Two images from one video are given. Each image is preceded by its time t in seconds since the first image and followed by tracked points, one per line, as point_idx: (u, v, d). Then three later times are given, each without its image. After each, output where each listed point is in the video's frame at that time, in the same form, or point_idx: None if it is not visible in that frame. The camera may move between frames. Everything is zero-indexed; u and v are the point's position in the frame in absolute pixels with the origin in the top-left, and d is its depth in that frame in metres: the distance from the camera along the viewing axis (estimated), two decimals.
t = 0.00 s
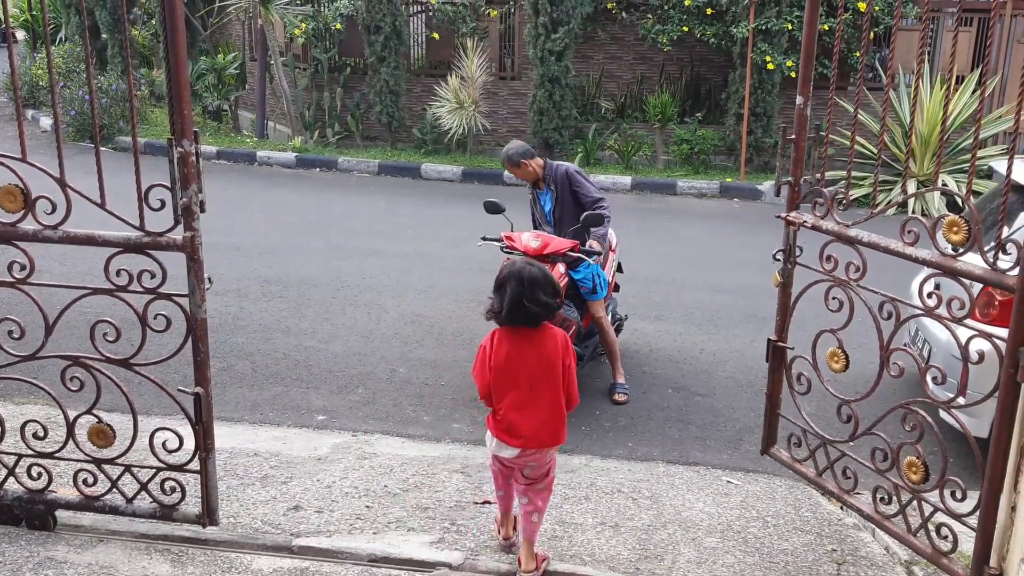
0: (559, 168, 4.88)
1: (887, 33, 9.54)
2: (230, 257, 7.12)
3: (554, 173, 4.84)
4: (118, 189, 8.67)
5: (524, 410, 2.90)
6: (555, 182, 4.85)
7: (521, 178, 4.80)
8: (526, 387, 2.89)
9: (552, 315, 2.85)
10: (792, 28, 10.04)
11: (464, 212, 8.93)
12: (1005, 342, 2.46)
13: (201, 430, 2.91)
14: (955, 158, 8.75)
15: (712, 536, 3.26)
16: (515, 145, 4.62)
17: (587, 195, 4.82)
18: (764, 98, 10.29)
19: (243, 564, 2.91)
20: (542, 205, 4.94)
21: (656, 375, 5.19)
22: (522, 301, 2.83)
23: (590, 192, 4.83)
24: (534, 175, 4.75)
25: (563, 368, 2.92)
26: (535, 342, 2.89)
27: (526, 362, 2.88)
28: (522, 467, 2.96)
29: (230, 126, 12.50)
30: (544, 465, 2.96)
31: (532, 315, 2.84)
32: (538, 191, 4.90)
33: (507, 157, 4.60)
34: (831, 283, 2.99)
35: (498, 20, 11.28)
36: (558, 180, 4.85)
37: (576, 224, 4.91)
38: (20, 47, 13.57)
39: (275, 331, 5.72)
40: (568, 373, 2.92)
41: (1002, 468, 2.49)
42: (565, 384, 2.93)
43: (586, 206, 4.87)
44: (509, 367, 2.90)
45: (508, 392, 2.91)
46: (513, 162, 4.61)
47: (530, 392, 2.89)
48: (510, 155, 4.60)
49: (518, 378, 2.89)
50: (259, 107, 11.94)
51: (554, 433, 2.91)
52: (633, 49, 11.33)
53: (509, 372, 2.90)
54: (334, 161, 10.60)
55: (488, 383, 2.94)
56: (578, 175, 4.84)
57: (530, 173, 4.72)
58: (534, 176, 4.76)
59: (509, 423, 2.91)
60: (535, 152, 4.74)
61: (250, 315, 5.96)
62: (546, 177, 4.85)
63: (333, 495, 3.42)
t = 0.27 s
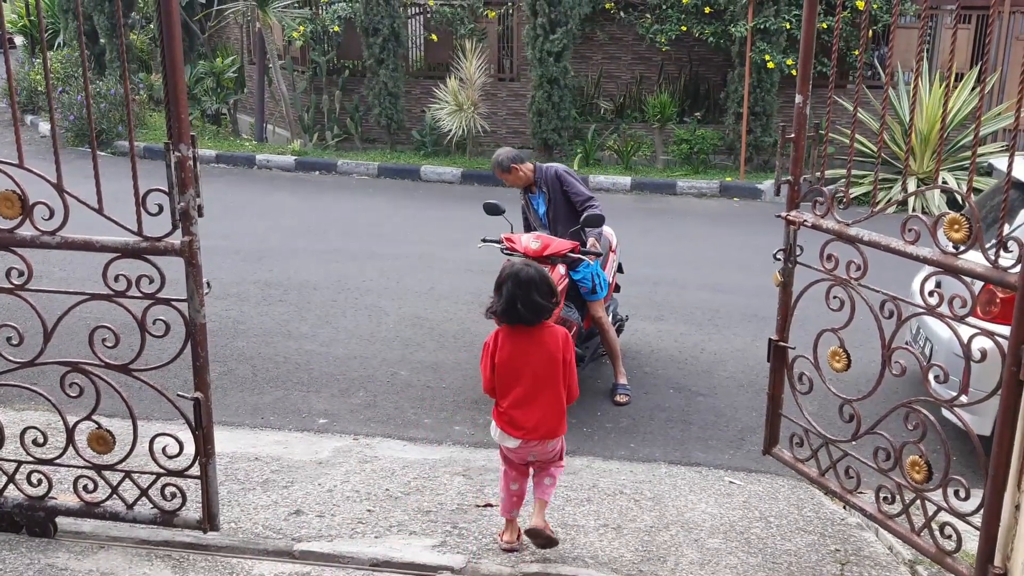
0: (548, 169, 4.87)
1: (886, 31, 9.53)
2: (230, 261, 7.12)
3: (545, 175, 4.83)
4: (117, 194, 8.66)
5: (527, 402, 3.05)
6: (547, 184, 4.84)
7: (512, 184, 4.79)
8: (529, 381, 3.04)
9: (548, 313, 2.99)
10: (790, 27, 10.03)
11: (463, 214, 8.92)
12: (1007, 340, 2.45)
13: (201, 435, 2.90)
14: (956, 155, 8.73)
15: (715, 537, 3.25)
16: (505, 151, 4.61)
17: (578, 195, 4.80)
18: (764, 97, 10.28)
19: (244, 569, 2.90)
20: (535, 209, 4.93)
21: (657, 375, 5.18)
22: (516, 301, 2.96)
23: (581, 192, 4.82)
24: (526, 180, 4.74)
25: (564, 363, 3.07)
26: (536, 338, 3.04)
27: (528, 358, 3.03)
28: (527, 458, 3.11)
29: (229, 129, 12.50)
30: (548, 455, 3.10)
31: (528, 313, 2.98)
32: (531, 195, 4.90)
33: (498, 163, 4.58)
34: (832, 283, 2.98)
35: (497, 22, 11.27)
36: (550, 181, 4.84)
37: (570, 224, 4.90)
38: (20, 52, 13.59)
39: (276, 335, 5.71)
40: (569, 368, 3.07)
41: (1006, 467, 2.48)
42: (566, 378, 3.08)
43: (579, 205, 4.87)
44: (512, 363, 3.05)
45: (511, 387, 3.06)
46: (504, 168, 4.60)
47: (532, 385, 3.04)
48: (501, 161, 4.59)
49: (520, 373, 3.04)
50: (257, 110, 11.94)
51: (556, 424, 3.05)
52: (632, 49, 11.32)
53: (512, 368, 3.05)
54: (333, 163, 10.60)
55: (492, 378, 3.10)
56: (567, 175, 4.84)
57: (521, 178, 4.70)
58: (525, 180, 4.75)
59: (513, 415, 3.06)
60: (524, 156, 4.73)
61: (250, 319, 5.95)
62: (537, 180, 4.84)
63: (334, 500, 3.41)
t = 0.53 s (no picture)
0: (543, 169, 4.86)
1: (887, 29, 9.52)
2: (231, 261, 7.11)
3: (539, 175, 4.83)
4: (117, 194, 8.65)
5: (541, 394, 3.07)
6: (541, 184, 4.83)
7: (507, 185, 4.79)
8: (545, 373, 3.06)
9: (575, 307, 3.02)
10: (790, 24, 10.02)
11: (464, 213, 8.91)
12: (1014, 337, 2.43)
13: (204, 436, 2.89)
14: (958, 153, 8.72)
15: (720, 536, 3.24)
16: (498, 152, 4.60)
17: (573, 192, 4.78)
18: (764, 95, 10.26)
19: (247, 571, 2.90)
20: (532, 209, 4.93)
21: (659, 374, 5.17)
22: (546, 292, 3.00)
23: (576, 190, 4.80)
24: (521, 180, 4.73)
25: (582, 359, 3.08)
26: (557, 332, 3.06)
27: (546, 350, 3.05)
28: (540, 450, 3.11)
29: (229, 130, 12.49)
30: (561, 449, 3.10)
31: (554, 306, 3.01)
32: (526, 195, 4.89)
33: (492, 164, 4.58)
34: (835, 280, 2.97)
35: (496, 20, 11.26)
36: (544, 181, 4.82)
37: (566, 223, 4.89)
38: (19, 53, 13.58)
39: (277, 335, 5.70)
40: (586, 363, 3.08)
41: (1013, 465, 2.47)
42: (582, 374, 3.09)
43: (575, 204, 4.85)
44: (529, 353, 3.07)
45: (528, 375, 3.09)
46: (498, 169, 4.59)
47: (548, 378, 3.06)
48: (495, 162, 4.59)
49: (537, 364, 3.06)
50: (257, 111, 11.93)
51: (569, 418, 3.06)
52: (632, 48, 11.30)
53: (529, 358, 3.08)
54: (333, 163, 10.59)
55: (511, 366, 3.14)
56: (562, 174, 4.82)
57: (516, 178, 4.70)
58: (521, 181, 4.74)
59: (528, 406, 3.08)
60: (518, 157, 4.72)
61: (251, 320, 5.94)
62: (531, 180, 4.84)
63: (337, 500, 3.40)
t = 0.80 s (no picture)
0: (541, 170, 4.85)
1: (887, 27, 9.51)
2: (231, 262, 7.10)
3: (537, 176, 4.82)
4: (117, 195, 8.65)
5: (566, 389, 3.17)
6: (539, 185, 4.82)
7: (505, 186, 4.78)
8: (568, 368, 3.17)
9: (599, 306, 3.11)
10: (790, 23, 10.02)
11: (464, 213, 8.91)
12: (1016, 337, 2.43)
13: (204, 437, 2.88)
14: (958, 151, 8.71)
15: (721, 537, 3.24)
16: (495, 152, 4.60)
17: (571, 192, 4.77)
18: (764, 94, 10.25)
19: (247, 573, 2.89)
20: (530, 210, 4.92)
21: (660, 374, 5.16)
22: (572, 291, 3.09)
23: (573, 190, 4.79)
24: (519, 181, 4.72)
25: (604, 354, 3.18)
26: (580, 329, 3.16)
27: (570, 346, 3.15)
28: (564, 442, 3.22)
29: (229, 130, 12.48)
30: (584, 442, 3.20)
31: (579, 305, 3.10)
32: (524, 196, 4.88)
33: (489, 164, 4.57)
34: (837, 280, 2.96)
35: (496, 20, 11.25)
36: (542, 182, 4.82)
37: (565, 224, 4.88)
38: (19, 54, 13.58)
39: (277, 336, 5.70)
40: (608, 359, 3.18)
41: (1015, 465, 2.46)
42: (604, 370, 3.19)
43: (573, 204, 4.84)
44: (553, 350, 3.18)
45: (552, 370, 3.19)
46: (496, 169, 4.58)
47: (572, 373, 3.16)
48: (493, 162, 4.58)
49: (561, 360, 3.17)
50: (257, 111, 11.93)
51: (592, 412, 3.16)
52: (632, 47, 11.29)
53: (552, 355, 3.18)
54: (333, 163, 10.58)
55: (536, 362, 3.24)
56: (560, 174, 4.82)
57: (514, 179, 4.69)
58: (519, 181, 4.73)
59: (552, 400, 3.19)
60: (515, 158, 4.72)
61: (252, 320, 5.93)
62: (529, 181, 4.83)
63: (338, 501, 3.39)
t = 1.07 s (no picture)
0: (546, 167, 4.85)
1: (887, 24, 9.50)
2: (231, 261, 7.10)
3: (543, 173, 4.81)
4: (117, 195, 8.65)
5: (581, 385, 3.29)
6: (545, 181, 4.81)
7: (509, 178, 4.75)
8: (582, 366, 3.29)
9: (607, 309, 3.21)
10: (790, 20, 10.01)
11: (465, 211, 8.91)
12: (1018, 333, 2.42)
13: (204, 437, 2.87)
14: (959, 148, 8.70)
15: (723, 535, 3.23)
16: (504, 143, 4.58)
17: (577, 190, 4.77)
18: (765, 92, 10.23)
19: (249, 572, 2.89)
20: (531, 206, 4.90)
21: (662, 372, 5.15)
22: (582, 294, 3.20)
23: (579, 189, 4.80)
24: (523, 174, 4.70)
25: (615, 353, 3.32)
26: (592, 329, 3.29)
27: (584, 344, 3.28)
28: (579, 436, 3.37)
29: (229, 130, 12.48)
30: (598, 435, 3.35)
31: (589, 307, 3.22)
32: (527, 191, 4.86)
33: (497, 154, 4.54)
34: (838, 277, 2.95)
35: (496, 18, 11.23)
36: (547, 178, 4.81)
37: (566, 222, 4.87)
38: (19, 54, 13.58)
39: (278, 335, 5.69)
40: (619, 358, 3.32)
41: (1017, 462, 2.45)
42: (616, 367, 3.33)
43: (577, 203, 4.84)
44: (567, 349, 3.30)
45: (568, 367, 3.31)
46: (502, 160, 4.56)
47: (586, 370, 3.29)
48: (500, 153, 4.56)
49: (575, 358, 3.29)
50: (257, 110, 11.92)
51: (605, 408, 3.28)
52: (632, 45, 11.28)
53: (568, 352, 3.30)
54: (334, 162, 10.57)
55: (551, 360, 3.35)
56: (566, 172, 4.82)
57: (519, 172, 4.67)
58: (523, 175, 4.71)
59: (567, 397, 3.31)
60: (523, 151, 4.70)
61: (252, 320, 5.93)
62: (534, 176, 4.81)
63: (339, 501, 3.39)
